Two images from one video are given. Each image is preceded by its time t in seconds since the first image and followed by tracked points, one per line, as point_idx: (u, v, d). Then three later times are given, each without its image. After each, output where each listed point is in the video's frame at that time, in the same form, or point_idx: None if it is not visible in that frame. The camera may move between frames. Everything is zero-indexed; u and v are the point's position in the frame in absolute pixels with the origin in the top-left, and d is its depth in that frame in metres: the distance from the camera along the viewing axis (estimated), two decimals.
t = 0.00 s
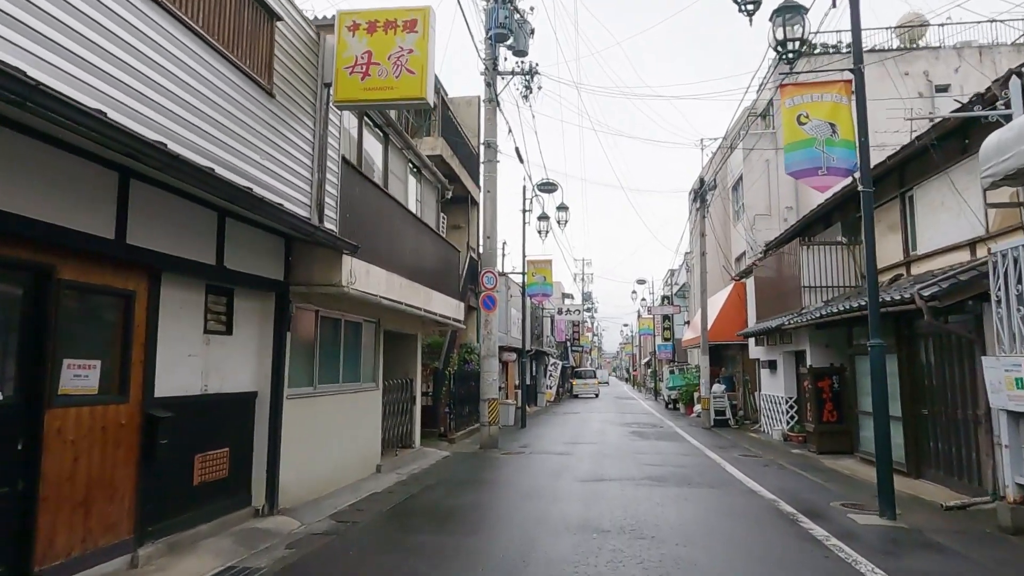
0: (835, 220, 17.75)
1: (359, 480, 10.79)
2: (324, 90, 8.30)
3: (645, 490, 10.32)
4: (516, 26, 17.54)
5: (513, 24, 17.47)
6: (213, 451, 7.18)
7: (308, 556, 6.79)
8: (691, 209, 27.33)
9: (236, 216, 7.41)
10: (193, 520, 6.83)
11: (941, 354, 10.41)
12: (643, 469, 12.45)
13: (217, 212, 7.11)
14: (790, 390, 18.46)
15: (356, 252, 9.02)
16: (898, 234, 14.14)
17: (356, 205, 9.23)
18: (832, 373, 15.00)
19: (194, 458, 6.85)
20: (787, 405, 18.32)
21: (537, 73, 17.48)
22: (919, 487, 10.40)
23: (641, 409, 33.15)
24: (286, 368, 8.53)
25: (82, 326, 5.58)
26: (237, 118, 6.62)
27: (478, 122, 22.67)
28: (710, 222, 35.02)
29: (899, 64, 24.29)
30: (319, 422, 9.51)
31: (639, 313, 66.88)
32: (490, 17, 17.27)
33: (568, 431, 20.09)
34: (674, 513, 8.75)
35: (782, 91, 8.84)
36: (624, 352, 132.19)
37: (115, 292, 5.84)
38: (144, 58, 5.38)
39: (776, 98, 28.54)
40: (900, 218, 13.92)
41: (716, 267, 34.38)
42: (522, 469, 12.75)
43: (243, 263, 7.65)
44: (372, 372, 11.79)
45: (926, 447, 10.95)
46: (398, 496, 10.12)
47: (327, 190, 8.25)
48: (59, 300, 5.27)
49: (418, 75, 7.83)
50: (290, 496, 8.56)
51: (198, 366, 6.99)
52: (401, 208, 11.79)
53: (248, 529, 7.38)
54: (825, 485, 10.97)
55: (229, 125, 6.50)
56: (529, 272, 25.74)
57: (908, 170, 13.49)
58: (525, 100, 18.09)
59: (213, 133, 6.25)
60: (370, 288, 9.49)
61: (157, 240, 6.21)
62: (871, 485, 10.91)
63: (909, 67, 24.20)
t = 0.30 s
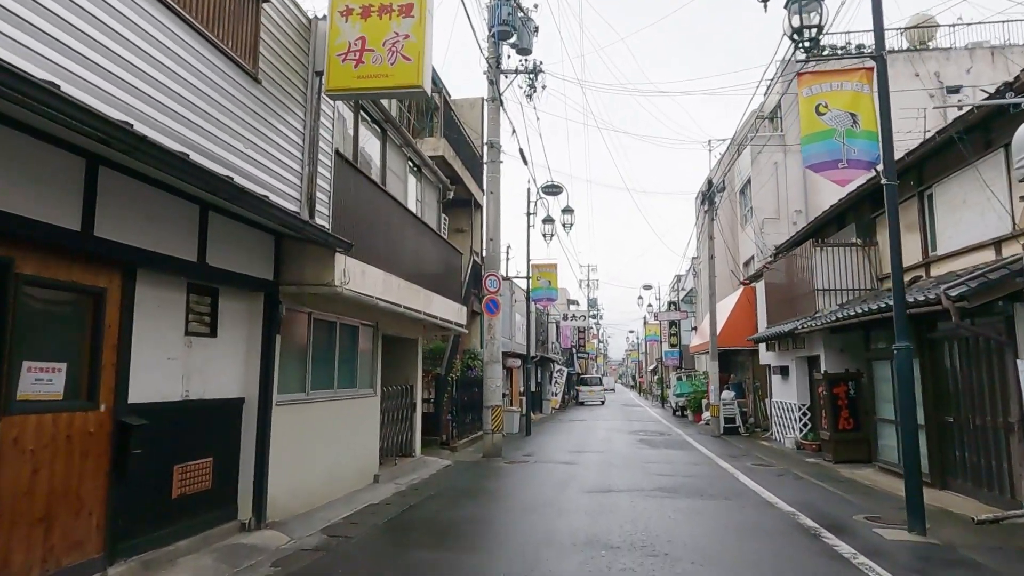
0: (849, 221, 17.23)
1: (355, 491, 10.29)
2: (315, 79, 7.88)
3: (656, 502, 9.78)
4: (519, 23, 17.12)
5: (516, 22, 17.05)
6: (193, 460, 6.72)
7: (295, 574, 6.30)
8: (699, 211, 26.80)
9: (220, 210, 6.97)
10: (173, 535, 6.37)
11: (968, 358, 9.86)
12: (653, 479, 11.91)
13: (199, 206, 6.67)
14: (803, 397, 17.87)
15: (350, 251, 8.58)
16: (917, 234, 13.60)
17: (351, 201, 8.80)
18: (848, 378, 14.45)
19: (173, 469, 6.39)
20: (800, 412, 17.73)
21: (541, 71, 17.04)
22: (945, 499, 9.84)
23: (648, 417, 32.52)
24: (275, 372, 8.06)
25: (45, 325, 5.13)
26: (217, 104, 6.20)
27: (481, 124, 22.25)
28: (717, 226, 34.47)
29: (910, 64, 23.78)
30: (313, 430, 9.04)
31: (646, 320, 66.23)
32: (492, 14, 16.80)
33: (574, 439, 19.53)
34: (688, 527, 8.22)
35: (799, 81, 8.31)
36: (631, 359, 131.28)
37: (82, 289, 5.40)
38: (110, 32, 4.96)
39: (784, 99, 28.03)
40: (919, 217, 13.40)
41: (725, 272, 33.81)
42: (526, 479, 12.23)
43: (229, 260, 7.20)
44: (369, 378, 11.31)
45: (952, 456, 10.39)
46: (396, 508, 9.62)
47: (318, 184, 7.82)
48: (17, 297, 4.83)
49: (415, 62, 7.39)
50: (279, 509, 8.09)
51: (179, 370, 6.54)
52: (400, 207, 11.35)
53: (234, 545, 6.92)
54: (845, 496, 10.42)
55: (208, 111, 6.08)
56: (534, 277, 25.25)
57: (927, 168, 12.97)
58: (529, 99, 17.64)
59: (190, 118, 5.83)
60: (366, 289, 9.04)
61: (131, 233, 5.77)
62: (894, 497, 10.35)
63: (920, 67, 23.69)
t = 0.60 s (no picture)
0: (858, 225, 16.78)
1: (348, 505, 9.84)
2: (302, 71, 7.49)
3: (663, 518, 9.30)
4: (519, 24, 16.78)
5: (516, 23, 16.70)
6: (169, 476, 6.28)
7: None
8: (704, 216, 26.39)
9: (198, 208, 6.55)
10: (145, 557, 5.92)
11: (990, 366, 9.39)
12: (659, 492, 11.41)
13: (175, 203, 6.26)
14: (813, 406, 17.37)
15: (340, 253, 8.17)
16: (931, 238, 13.15)
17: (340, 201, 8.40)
18: (860, 387, 13.98)
19: (145, 486, 5.95)
20: (809, 422, 17.23)
21: (542, 73, 16.68)
22: (968, 515, 9.34)
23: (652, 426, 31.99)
24: (260, 381, 7.63)
25: None
26: (193, 93, 5.81)
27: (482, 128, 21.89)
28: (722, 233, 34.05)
29: (917, 68, 23.40)
30: (302, 442, 8.61)
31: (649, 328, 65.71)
32: (492, 13, 16.45)
33: (576, 450, 19.02)
34: (697, 546, 7.75)
35: (809, 75, 7.93)
36: (634, 368, 130.53)
37: (43, 291, 4.98)
38: (69, 9, 4.55)
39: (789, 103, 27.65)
40: (932, 220, 12.97)
41: (730, 279, 33.34)
42: (526, 492, 11.73)
43: (210, 262, 6.80)
44: (363, 386, 10.87)
45: (973, 469, 9.91)
46: (389, 524, 9.17)
47: (305, 183, 7.41)
48: None
49: (407, 52, 7.02)
50: (264, 526, 7.63)
51: (153, 379, 6.11)
52: (396, 209, 10.94)
53: (212, 566, 6.46)
54: (862, 511, 9.91)
55: (182, 100, 5.68)
56: (535, 283, 24.81)
57: (942, 169, 12.52)
58: (530, 102, 17.27)
59: (159, 105, 5.41)
60: (358, 294, 8.61)
61: (97, 231, 5.35)
62: (913, 512, 9.83)
63: (927, 71, 23.31)
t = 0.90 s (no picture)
0: (865, 224, 16.33)
1: (335, 515, 9.39)
2: (281, 55, 7.06)
3: (665, 528, 8.85)
4: (517, 18, 16.35)
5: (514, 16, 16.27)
6: (135, 486, 5.83)
7: None
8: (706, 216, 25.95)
9: (167, 198, 6.11)
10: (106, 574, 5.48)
11: (1009, 368, 8.94)
12: (660, 500, 10.94)
13: (140, 193, 5.82)
14: (819, 409, 16.90)
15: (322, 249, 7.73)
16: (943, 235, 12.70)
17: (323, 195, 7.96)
18: (868, 390, 13.53)
19: (107, 497, 5.51)
20: (815, 426, 16.77)
21: (540, 68, 16.25)
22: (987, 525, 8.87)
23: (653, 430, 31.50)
24: (238, 385, 7.18)
25: None
26: (157, 73, 5.37)
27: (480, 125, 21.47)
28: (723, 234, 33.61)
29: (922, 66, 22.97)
30: (285, 449, 8.15)
31: (650, 330, 65.25)
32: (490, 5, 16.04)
33: (576, 454, 18.56)
34: (701, 559, 7.29)
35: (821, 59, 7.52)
36: (635, 370, 129.93)
37: None
38: None
39: (792, 102, 27.20)
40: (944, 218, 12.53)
41: (732, 280, 32.85)
42: (523, 500, 11.27)
43: (180, 257, 6.35)
44: (352, 389, 10.43)
45: (990, 476, 9.44)
46: (377, 534, 8.71)
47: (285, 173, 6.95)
48: None
49: (392, 34, 6.59)
50: (241, 538, 7.18)
51: (116, 382, 5.66)
52: (387, 205, 10.51)
53: None
54: (874, 520, 9.44)
55: (145, 80, 5.24)
56: (534, 284, 24.36)
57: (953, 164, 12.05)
58: (528, 97, 16.84)
59: (117, 84, 4.96)
60: (344, 291, 8.18)
61: (48, 221, 4.91)
62: (928, 521, 9.37)
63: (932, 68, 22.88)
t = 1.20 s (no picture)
0: (870, 221, 15.92)
1: (320, 522, 8.94)
2: (257, 34, 6.61)
3: (666, 536, 8.42)
4: (514, 9, 15.92)
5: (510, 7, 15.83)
6: (93, 496, 5.39)
7: None
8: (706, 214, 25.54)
9: (130, 185, 5.66)
10: None
11: None
12: (660, 506, 10.51)
13: (99, 178, 5.38)
14: (823, 411, 16.47)
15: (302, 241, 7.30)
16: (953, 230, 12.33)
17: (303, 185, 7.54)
18: (875, 391, 13.12)
19: (62, 509, 5.08)
20: (819, 427, 16.34)
21: (536, 60, 15.82)
22: (1003, 533, 8.45)
23: (653, 431, 31.06)
24: (212, 386, 6.75)
25: None
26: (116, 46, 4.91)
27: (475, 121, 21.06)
28: (724, 232, 33.18)
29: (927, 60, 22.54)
30: (265, 454, 7.71)
31: (649, 330, 64.83)
32: None
33: (574, 457, 18.12)
34: (704, 570, 6.87)
35: (833, 41, 7.21)
36: (634, 370, 129.64)
37: None
38: None
39: (793, 98, 26.79)
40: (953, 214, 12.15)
41: (733, 280, 32.44)
42: (518, 505, 10.84)
43: (145, 248, 5.90)
44: (339, 391, 10.00)
45: (1006, 481, 9.01)
46: (363, 543, 8.27)
47: (261, 160, 6.51)
48: None
49: (374, 11, 6.17)
50: (215, 549, 6.74)
51: (73, 384, 5.22)
52: (376, 198, 10.08)
53: None
54: (884, 527, 9.02)
55: (102, 54, 4.79)
56: (531, 282, 23.92)
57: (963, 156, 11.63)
58: (524, 91, 16.41)
59: (69, 56, 4.51)
60: (327, 287, 7.75)
61: None
62: (941, 528, 8.95)
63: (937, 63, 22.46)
